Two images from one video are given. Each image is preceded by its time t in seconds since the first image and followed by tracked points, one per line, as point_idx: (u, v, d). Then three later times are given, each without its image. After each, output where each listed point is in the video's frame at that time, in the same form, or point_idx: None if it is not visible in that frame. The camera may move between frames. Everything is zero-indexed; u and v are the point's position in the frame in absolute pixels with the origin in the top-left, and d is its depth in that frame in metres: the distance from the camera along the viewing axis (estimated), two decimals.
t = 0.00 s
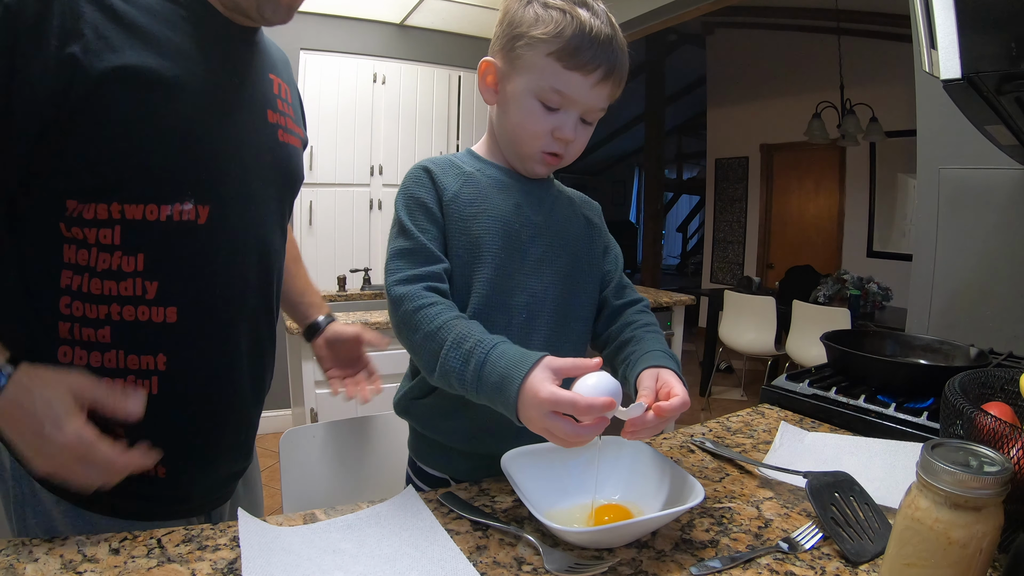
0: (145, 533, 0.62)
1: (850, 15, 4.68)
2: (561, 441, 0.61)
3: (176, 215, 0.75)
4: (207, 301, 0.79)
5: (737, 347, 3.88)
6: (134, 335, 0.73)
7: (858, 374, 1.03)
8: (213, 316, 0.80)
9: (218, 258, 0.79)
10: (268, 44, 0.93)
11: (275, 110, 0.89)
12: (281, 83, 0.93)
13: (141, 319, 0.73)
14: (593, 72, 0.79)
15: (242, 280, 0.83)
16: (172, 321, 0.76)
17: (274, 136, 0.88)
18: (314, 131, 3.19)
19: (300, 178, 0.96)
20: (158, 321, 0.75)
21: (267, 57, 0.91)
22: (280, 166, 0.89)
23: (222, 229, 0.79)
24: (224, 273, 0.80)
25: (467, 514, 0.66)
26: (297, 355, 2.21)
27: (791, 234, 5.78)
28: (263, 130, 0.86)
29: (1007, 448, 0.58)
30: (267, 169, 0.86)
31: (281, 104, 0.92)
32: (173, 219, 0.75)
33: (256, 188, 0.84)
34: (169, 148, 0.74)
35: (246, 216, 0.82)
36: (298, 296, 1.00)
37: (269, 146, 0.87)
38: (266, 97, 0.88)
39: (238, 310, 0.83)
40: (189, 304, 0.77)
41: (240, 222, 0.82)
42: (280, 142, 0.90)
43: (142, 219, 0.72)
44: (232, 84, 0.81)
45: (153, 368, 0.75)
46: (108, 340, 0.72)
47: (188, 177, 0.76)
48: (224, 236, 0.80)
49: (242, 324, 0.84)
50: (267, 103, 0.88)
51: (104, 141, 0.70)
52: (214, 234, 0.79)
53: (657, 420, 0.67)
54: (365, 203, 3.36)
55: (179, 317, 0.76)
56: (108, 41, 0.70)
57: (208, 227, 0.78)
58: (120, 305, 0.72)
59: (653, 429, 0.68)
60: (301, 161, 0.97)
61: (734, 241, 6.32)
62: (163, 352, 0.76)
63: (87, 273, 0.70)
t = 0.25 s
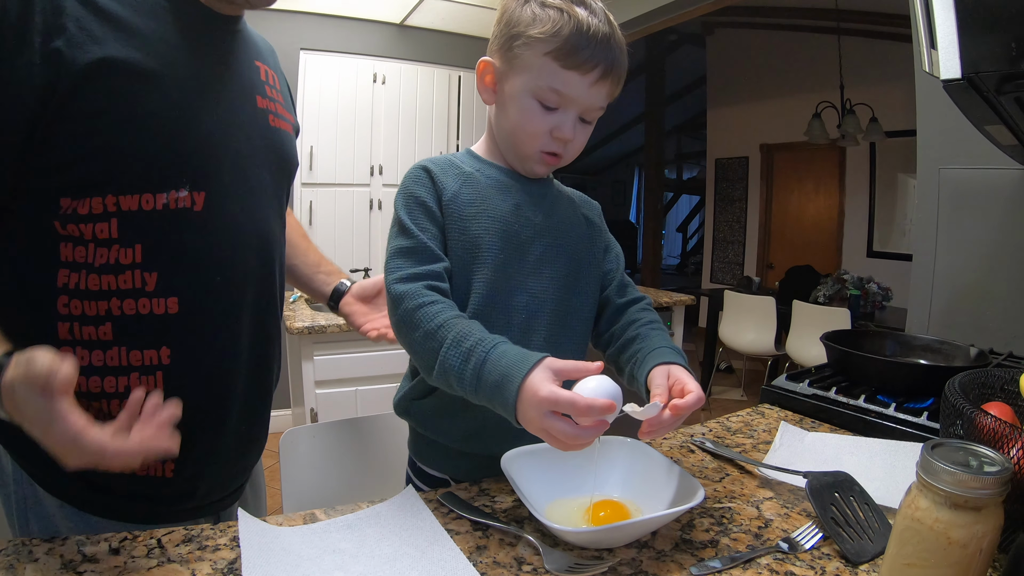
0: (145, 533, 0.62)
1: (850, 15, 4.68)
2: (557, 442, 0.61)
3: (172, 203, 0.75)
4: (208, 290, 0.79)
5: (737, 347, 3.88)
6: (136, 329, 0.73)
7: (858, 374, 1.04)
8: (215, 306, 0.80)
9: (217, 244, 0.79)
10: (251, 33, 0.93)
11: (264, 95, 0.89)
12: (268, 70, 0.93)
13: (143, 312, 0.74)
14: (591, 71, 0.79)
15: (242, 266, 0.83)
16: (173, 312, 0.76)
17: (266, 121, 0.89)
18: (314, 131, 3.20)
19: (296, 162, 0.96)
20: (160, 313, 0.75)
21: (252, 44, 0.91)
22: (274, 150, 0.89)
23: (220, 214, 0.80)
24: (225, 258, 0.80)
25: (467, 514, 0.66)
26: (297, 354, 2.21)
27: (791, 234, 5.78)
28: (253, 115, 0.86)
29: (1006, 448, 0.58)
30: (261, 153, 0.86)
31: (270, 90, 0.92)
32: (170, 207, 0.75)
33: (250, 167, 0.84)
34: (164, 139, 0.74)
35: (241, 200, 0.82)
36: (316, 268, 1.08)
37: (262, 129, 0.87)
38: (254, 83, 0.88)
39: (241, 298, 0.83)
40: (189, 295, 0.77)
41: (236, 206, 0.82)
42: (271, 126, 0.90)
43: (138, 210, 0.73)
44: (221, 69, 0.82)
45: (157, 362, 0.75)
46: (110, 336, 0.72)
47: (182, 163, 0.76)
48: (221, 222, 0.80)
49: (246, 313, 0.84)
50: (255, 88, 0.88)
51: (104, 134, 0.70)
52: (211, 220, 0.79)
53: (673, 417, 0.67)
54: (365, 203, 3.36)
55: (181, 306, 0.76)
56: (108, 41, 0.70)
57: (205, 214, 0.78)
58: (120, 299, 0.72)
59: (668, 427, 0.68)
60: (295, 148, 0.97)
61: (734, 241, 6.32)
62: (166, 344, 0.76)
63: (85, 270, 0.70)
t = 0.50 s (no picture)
0: (145, 533, 0.62)
1: (850, 15, 4.68)
2: (558, 440, 0.61)
3: (164, 200, 0.75)
4: (203, 288, 0.78)
5: (737, 347, 3.88)
6: (131, 332, 0.73)
7: (858, 375, 1.03)
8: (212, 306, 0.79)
9: (212, 240, 0.79)
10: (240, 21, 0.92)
11: (257, 85, 0.89)
12: (259, 59, 0.92)
13: (137, 314, 0.73)
14: (590, 73, 0.79)
15: (239, 263, 0.82)
16: (169, 312, 0.76)
17: (260, 112, 0.88)
18: (314, 131, 3.20)
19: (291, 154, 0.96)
20: (155, 314, 0.75)
21: (241, 31, 0.90)
22: (267, 141, 0.89)
23: (213, 209, 0.79)
24: (221, 254, 0.80)
25: (467, 514, 0.65)
26: (297, 354, 2.21)
27: (791, 234, 5.78)
28: (246, 105, 0.85)
29: (1006, 448, 0.58)
30: (255, 146, 0.86)
31: (262, 80, 0.92)
32: (161, 204, 0.74)
33: (244, 160, 0.84)
34: (161, 135, 0.75)
35: (237, 193, 0.82)
36: (310, 265, 1.08)
37: (253, 120, 0.86)
38: (246, 73, 0.88)
39: (237, 295, 0.82)
40: (183, 294, 0.77)
41: (233, 201, 0.82)
42: (265, 117, 0.89)
43: (127, 208, 0.72)
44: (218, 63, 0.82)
45: (154, 365, 0.75)
46: (104, 340, 0.72)
47: (176, 158, 0.76)
48: (216, 218, 0.79)
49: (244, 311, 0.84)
50: (247, 77, 0.87)
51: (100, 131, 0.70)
52: (204, 216, 0.78)
53: (681, 418, 0.67)
54: (365, 202, 3.36)
55: (177, 306, 0.76)
56: (107, 42, 0.71)
57: (197, 210, 0.78)
58: (113, 301, 0.72)
59: (677, 429, 0.67)
60: (289, 138, 0.97)
61: (734, 241, 6.32)
62: (163, 347, 0.76)
63: (75, 271, 0.70)
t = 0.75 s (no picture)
0: (145, 533, 0.62)
1: (850, 15, 4.68)
2: (553, 438, 0.61)
3: (148, 213, 0.74)
4: (191, 301, 0.77)
5: (737, 347, 3.88)
6: (118, 348, 0.72)
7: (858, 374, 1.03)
8: (202, 315, 0.79)
9: (203, 252, 0.78)
10: (228, 11, 0.91)
11: (245, 81, 0.87)
12: (248, 50, 0.91)
13: (124, 331, 0.72)
14: (589, 73, 0.79)
15: (231, 272, 0.82)
16: (156, 327, 0.75)
17: (248, 109, 0.87)
18: (314, 131, 3.21)
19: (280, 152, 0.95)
20: (142, 331, 0.74)
21: (230, 24, 0.89)
22: (256, 139, 0.88)
23: (202, 220, 0.78)
24: (211, 267, 0.79)
25: (467, 514, 0.66)
26: (297, 355, 2.22)
27: (791, 234, 5.78)
28: (233, 101, 0.84)
29: (1006, 448, 0.58)
30: (245, 143, 0.85)
31: (251, 73, 0.90)
32: (146, 218, 0.73)
33: (232, 163, 0.83)
34: (158, 137, 0.75)
35: (227, 197, 0.81)
36: (292, 265, 1.04)
37: (240, 120, 0.85)
38: (233, 67, 0.86)
39: (229, 306, 0.82)
40: (172, 309, 0.76)
41: (224, 209, 0.81)
42: (253, 113, 0.88)
43: (110, 223, 0.71)
44: (212, 62, 0.82)
45: (142, 382, 0.75)
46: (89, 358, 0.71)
47: (163, 167, 0.75)
48: (206, 229, 0.79)
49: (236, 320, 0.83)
50: (235, 72, 0.86)
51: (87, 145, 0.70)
52: (191, 228, 0.77)
53: (682, 422, 0.67)
54: (365, 202, 3.36)
55: (164, 321, 0.75)
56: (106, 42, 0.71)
57: (183, 222, 0.77)
58: (98, 317, 0.71)
59: (677, 433, 0.67)
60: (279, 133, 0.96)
61: (733, 241, 6.32)
62: (151, 363, 0.75)
63: (58, 287, 0.69)
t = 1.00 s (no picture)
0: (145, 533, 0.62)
1: (850, 15, 4.68)
2: (553, 435, 0.60)
3: (127, 238, 0.69)
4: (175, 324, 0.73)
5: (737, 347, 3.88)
6: (101, 373, 0.69)
7: (858, 375, 1.03)
8: (189, 332, 0.75)
9: (187, 272, 0.74)
10: None
11: (228, 77, 0.80)
12: (235, 38, 0.85)
13: (106, 356, 0.69)
14: (587, 75, 0.79)
15: (220, 284, 0.78)
16: (140, 352, 0.71)
17: (229, 107, 0.79)
18: (315, 131, 3.21)
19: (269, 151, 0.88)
20: (125, 355, 0.70)
21: (216, 13, 0.82)
22: (241, 142, 0.81)
23: (182, 240, 0.73)
24: (196, 287, 0.75)
25: (467, 514, 0.66)
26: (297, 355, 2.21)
27: (791, 234, 5.78)
28: (214, 101, 0.77)
29: (1006, 448, 0.58)
30: (229, 147, 0.79)
31: (235, 66, 0.83)
32: (125, 243, 0.69)
33: (217, 172, 0.77)
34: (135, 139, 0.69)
35: (209, 210, 0.76)
36: (273, 254, 0.99)
37: (223, 123, 0.78)
38: (215, 61, 0.79)
39: (216, 320, 0.78)
40: (156, 332, 0.72)
41: (207, 222, 0.76)
42: (235, 112, 0.80)
43: (86, 249, 0.67)
44: (196, 63, 0.76)
45: (128, 406, 0.71)
46: (72, 383, 0.67)
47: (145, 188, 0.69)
48: (190, 246, 0.74)
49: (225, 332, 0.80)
50: (218, 69, 0.79)
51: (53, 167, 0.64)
52: (172, 248, 0.72)
53: (681, 427, 0.67)
54: (365, 202, 3.36)
55: (148, 345, 0.71)
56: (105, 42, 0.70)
57: (164, 242, 0.72)
58: (80, 343, 0.67)
59: (678, 438, 0.67)
60: (265, 133, 0.88)
61: (734, 241, 6.32)
62: (136, 387, 0.72)
63: (36, 314, 0.65)
